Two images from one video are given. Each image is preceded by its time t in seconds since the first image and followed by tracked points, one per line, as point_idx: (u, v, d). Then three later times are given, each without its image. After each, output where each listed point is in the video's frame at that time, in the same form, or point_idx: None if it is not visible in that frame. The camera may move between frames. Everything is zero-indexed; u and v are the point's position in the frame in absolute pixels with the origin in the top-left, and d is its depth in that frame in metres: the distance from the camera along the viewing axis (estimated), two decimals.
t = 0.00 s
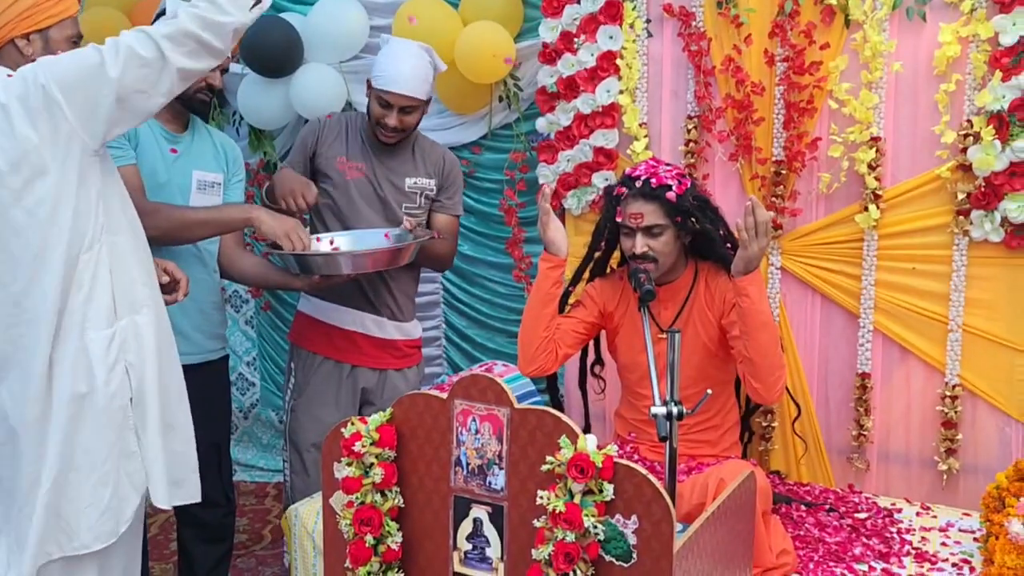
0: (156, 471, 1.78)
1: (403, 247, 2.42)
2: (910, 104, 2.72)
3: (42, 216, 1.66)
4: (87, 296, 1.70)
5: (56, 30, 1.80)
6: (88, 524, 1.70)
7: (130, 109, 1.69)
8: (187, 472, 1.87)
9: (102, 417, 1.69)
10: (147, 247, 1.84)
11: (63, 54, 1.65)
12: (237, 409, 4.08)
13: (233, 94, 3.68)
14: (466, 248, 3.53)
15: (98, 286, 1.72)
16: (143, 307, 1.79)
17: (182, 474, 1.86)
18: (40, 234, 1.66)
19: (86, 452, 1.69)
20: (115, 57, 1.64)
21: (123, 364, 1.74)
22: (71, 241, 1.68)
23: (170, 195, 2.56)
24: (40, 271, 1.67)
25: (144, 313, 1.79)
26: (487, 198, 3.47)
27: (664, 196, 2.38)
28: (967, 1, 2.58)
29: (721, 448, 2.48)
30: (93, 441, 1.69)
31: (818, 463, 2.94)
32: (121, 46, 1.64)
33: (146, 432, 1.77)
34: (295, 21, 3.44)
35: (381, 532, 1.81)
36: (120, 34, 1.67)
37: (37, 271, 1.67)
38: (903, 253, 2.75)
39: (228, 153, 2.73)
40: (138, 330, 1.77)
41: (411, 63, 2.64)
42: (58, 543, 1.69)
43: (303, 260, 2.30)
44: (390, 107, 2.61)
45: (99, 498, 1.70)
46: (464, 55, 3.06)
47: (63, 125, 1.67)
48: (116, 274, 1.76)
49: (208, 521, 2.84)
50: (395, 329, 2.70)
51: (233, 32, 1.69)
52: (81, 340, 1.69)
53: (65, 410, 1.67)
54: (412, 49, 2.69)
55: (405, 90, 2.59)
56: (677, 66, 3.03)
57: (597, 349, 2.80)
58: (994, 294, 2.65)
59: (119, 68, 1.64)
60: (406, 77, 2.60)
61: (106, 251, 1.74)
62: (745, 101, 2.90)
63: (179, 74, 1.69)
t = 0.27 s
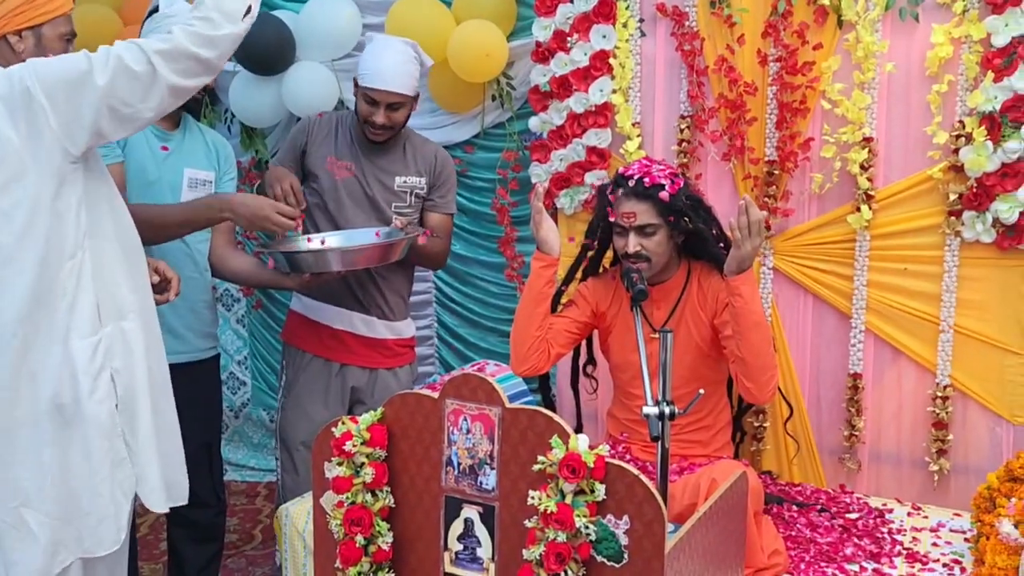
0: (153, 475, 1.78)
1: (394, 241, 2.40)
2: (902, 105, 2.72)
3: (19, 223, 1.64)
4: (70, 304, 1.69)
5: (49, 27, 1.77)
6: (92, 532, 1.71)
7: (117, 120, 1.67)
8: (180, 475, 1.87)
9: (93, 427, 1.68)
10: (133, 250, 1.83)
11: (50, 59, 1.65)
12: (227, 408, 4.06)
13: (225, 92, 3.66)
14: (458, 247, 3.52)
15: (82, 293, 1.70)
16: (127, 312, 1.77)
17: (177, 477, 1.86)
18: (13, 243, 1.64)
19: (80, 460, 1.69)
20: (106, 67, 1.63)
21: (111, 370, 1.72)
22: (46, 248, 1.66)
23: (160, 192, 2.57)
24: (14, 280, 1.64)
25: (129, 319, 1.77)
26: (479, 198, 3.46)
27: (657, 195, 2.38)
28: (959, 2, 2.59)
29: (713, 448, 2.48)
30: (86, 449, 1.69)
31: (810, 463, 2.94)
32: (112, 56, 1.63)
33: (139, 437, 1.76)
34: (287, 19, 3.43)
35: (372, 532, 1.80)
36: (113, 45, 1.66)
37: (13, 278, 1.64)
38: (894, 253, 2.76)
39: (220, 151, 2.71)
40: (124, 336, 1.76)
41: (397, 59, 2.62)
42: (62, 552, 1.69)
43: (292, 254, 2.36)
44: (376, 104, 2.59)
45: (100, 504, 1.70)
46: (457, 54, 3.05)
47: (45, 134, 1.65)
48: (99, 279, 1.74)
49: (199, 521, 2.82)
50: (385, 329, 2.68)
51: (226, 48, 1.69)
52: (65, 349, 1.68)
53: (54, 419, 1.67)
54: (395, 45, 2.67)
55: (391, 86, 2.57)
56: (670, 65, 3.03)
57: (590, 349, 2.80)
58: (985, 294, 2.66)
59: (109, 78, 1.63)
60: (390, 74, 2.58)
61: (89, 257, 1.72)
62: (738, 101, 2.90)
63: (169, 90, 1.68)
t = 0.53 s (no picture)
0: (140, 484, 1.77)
1: (396, 241, 2.40)
2: (904, 107, 2.72)
3: (12, 225, 1.65)
4: (62, 311, 1.68)
5: (55, 27, 1.77)
6: (72, 542, 1.70)
7: (118, 137, 1.66)
8: (177, 483, 1.86)
9: (77, 435, 1.67)
10: (131, 258, 1.82)
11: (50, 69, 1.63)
12: (227, 408, 4.06)
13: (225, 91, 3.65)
14: (459, 247, 3.51)
15: (74, 300, 1.69)
16: (123, 321, 1.77)
17: (172, 485, 1.85)
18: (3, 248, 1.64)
19: (66, 467, 1.69)
20: (110, 85, 1.61)
21: (101, 378, 1.72)
22: (34, 252, 1.65)
23: (160, 191, 2.57)
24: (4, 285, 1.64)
25: (125, 327, 1.76)
26: (480, 198, 3.45)
27: (658, 196, 2.37)
28: (961, 4, 2.59)
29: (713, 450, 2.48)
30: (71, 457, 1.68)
31: (810, 465, 2.94)
32: (116, 73, 1.61)
33: (126, 446, 1.75)
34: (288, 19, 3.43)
35: (372, 533, 1.79)
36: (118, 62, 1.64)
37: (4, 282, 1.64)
38: (895, 255, 2.75)
39: (221, 150, 2.70)
40: (118, 345, 1.75)
41: (392, 53, 2.62)
42: (47, 559, 1.69)
43: (293, 255, 2.35)
44: (373, 99, 2.60)
45: (82, 514, 1.69)
46: (458, 53, 3.05)
47: (40, 137, 1.64)
48: (93, 286, 1.73)
49: (198, 521, 2.82)
50: (384, 328, 2.68)
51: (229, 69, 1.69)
52: (55, 356, 1.67)
53: (41, 425, 1.68)
54: (388, 38, 2.66)
55: (388, 80, 2.58)
56: (671, 66, 3.03)
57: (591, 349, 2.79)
58: (986, 296, 2.66)
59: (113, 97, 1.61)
60: (385, 68, 2.58)
61: (84, 264, 1.72)
62: (739, 102, 2.89)
63: (172, 114, 1.66)
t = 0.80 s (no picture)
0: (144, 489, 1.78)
1: (401, 252, 2.40)
2: (909, 111, 2.72)
3: (25, 231, 1.65)
4: (73, 315, 1.68)
5: (64, 30, 1.77)
6: (76, 547, 1.69)
7: (132, 142, 1.67)
8: (184, 488, 1.87)
9: (86, 439, 1.68)
10: (141, 264, 1.83)
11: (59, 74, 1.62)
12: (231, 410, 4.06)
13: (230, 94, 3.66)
14: (463, 251, 3.52)
15: (85, 304, 1.70)
16: (133, 325, 1.78)
17: (179, 490, 1.86)
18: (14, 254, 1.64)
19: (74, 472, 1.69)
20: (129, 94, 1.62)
21: (110, 384, 1.72)
22: (47, 258, 1.65)
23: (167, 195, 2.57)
24: (16, 291, 1.64)
25: (134, 332, 1.77)
26: (484, 201, 3.46)
27: (664, 200, 2.38)
28: (967, 8, 2.59)
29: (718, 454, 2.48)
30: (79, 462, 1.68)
31: (815, 469, 2.94)
32: (134, 81, 1.62)
33: (132, 452, 1.75)
34: (293, 22, 3.44)
35: (379, 536, 1.79)
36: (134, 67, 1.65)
37: (16, 287, 1.64)
38: (900, 259, 2.75)
39: (227, 152, 2.71)
40: (128, 351, 1.76)
41: (399, 57, 2.63)
42: (56, 564, 1.69)
43: (300, 265, 2.34)
44: (382, 103, 2.60)
45: (88, 520, 1.69)
46: (464, 57, 3.05)
47: (59, 140, 1.63)
48: (104, 291, 1.74)
49: (203, 523, 2.82)
50: (387, 331, 2.68)
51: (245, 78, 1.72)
52: (66, 359, 1.68)
53: (51, 428, 1.68)
54: (394, 42, 2.66)
55: (396, 84, 2.58)
56: (677, 71, 3.03)
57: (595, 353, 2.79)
58: (991, 301, 2.65)
59: (133, 105, 1.63)
60: (393, 72, 2.58)
61: (95, 270, 1.72)
62: (745, 106, 2.89)
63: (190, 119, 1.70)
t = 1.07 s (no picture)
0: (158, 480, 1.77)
1: (399, 253, 2.40)
2: (908, 115, 2.72)
3: (42, 225, 1.64)
4: (85, 304, 1.68)
5: (62, 33, 1.77)
6: (96, 535, 1.69)
7: (130, 119, 1.66)
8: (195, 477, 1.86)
9: (104, 425, 1.69)
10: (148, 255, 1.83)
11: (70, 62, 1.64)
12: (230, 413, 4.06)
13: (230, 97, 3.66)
14: (463, 254, 3.52)
15: (97, 290, 1.70)
16: (140, 314, 1.77)
17: (189, 482, 1.85)
18: (35, 246, 1.65)
19: (90, 461, 1.69)
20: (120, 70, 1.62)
21: (120, 373, 1.72)
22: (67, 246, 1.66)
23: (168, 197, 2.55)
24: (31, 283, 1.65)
25: (141, 322, 1.77)
26: (483, 205, 3.46)
27: (664, 204, 2.38)
28: (966, 13, 2.59)
29: (717, 458, 2.48)
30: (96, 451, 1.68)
31: (814, 473, 2.94)
32: (126, 57, 1.62)
33: (143, 440, 1.74)
34: (293, 25, 3.45)
35: (378, 539, 1.79)
36: (124, 43, 1.64)
37: (34, 279, 1.65)
38: (899, 263, 2.76)
39: (227, 154, 2.70)
40: (135, 338, 1.75)
41: (403, 62, 2.63)
42: (81, 555, 1.69)
43: (298, 268, 2.35)
44: (384, 108, 2.60)
45: (108, 507, 1.69)
46: (464, 61, 3.06)
47: (61, 133, 1.65)
48: (114, 280, 1.74)
49: (202, 526, 2.82)
50: (387, 334, 2.68)
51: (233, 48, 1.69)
52: (79, 346, 1.68)
53: (69, 420, 1.68)
54: (397, 46, 2.66)
55: (400, 91, 2.58)
56: (676, 74, 3.04)
57: (595, 356, 2.79)
58: (990, 305, 2.66)
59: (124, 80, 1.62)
60: (397, 78, 2.59)
61: (104, 258, 1.72)
62: (744, 110, 2.90)
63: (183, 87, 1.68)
